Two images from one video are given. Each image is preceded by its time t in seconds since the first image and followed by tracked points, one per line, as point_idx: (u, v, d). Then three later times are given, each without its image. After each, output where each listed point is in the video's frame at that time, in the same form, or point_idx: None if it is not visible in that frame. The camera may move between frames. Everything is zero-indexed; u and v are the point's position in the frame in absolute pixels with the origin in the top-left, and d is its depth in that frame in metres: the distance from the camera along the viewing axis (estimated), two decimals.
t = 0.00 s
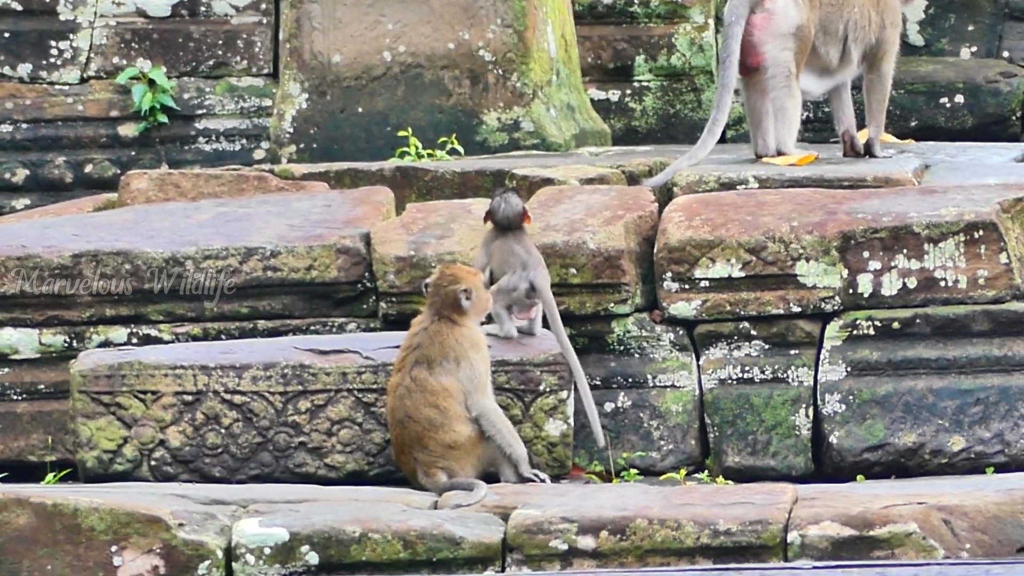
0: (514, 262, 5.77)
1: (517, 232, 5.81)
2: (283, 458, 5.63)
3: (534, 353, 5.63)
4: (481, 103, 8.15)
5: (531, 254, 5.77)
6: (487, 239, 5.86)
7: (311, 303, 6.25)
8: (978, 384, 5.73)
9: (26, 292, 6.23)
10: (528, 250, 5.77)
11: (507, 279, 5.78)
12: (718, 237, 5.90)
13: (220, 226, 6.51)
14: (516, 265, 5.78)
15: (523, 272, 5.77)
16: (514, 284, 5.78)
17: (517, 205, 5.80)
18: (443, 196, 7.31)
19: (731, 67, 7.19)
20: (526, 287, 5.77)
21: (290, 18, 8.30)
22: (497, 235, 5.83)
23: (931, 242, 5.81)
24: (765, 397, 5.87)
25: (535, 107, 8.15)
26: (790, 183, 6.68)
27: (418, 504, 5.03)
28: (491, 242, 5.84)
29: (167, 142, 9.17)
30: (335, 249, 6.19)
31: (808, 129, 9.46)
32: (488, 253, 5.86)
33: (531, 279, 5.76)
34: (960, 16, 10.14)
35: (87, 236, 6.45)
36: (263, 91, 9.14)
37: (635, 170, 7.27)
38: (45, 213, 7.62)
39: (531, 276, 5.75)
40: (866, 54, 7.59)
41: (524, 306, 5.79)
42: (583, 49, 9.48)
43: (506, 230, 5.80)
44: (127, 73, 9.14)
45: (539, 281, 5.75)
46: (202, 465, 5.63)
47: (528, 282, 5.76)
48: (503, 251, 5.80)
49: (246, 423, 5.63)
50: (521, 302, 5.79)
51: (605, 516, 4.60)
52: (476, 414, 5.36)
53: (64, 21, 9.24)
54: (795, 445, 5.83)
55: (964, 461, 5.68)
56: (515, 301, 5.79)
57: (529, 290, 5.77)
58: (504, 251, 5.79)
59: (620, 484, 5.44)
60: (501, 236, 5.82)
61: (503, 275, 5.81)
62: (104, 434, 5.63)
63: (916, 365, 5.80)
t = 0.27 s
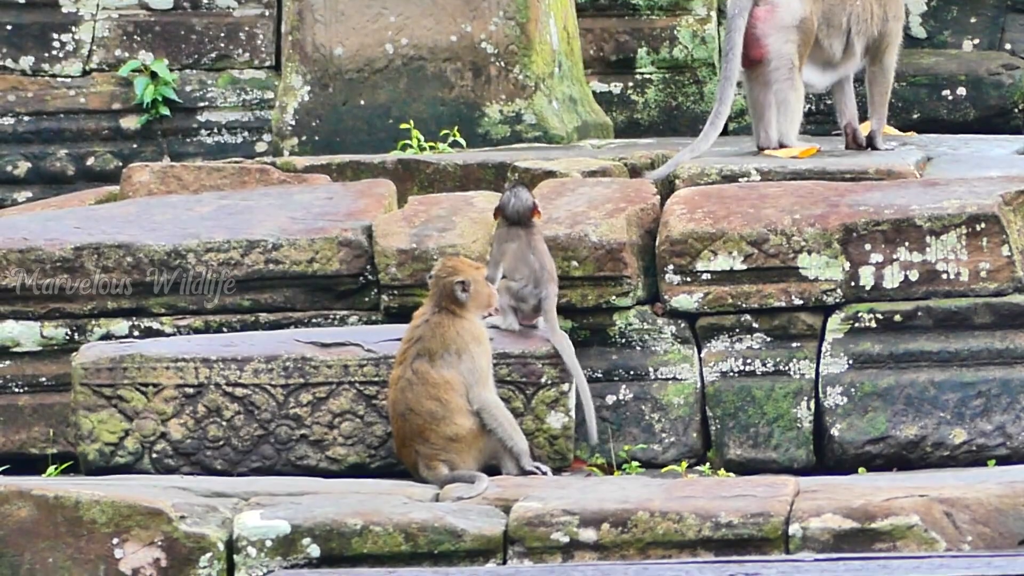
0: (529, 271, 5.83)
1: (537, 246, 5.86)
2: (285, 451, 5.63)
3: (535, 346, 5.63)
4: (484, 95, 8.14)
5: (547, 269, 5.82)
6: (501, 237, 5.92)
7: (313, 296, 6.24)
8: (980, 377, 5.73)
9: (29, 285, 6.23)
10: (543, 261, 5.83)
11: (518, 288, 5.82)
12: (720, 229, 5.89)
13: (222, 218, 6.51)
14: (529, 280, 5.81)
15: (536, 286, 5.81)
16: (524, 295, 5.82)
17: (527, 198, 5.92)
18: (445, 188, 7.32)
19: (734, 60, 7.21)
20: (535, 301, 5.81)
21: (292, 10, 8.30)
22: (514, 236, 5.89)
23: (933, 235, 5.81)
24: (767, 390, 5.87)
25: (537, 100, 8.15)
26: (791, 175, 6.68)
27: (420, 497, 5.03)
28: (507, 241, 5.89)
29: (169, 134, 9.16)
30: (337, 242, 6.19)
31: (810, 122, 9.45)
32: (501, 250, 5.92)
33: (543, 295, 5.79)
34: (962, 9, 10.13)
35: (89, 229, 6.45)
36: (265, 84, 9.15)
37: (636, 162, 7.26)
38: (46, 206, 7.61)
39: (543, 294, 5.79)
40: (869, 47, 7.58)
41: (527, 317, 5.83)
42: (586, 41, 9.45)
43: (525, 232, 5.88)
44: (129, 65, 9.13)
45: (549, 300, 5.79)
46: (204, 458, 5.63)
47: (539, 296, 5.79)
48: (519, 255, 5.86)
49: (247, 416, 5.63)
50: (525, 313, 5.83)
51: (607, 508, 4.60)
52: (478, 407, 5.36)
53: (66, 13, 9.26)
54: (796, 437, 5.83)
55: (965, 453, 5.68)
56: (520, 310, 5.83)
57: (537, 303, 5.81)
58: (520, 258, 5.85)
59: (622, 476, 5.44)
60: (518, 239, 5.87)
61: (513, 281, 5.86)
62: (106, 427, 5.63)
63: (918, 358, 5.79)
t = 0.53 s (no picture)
0: (534, 269, 5.83)
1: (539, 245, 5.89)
2: (284, 443, 5.62)
3: (534, 338, 5.63)
4: (482, 87, 8.14)
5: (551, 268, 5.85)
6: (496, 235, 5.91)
7: (312, 288, 6.25)
8: (979, 369, 5.73)
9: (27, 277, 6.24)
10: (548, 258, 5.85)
11: (523, 285, 5.82)
12: (719, 221, 5.89)
13: (220, 210, 6.51)
14: (537, 278, 5.82)
15: (541, 283, 5.82)
16: (529, 292, 5.82)
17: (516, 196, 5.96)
18: (443, 181, 7.31)
19: (733, 54, 7.22)
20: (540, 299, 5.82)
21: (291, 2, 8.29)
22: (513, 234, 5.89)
23: (932, 227, 5.81)
24: (766, 381, 5.87)
25: (536, 92, 8.14)
26: (790, 167, 6.68)
27: (419, 489, 5.03)
28: (509, 239, 5.89)
29: (168, 126, 9.17)
30: (336, 234, 6.18)
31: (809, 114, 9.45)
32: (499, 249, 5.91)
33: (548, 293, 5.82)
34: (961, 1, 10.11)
35: (88, 221, 6.45)
36: (265, 76, 9.15)
37: (635, 154, 7.26)
38: (45, 198, 7.61)
39: (549, 292, 5.81)
40: (868, 39, 7.57)
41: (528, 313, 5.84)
42: (584, 33, 9.48)
43: (525, 229, 5.90)
44: (128, 58, 9.13)
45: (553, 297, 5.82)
46: (203, 450, 5.63)
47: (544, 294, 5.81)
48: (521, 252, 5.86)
49: (247, 408, 5.64)
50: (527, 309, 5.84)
51: (607, 501, 4.61)
52: (476, 399, 5.37)
53: (65, 6, 9.23)
54: (795, 429, 5.83)
55: (964, 445, 5.69)
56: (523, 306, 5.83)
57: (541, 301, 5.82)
58: (525, 255, 5.86)
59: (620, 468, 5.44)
60: (520, 236, 5.88)
61: (515, 277, 5.84)
62: (105, 419, 5.64)
63: (917, 350, 5.79)
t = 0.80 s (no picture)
0: (534, 254, 5.84)
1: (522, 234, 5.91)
2: (283, 435, 5.63)
3: (533, 330, 5.62)
4: (480, 80, 8.13)
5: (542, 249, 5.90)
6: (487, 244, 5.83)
7: (311, 281, 6.25)
8: (977, 361, 5.73)
9: (25, 269, 6.24)
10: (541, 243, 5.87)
11: (530, 270, 5.82)
12: (717, 214, 5.89)
13: (219, 203, 6.50)
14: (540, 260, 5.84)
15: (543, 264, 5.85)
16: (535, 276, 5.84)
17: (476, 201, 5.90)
18: (442, 173, 7.31)
19: (732, 46, 7.20)
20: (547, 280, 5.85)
21: None
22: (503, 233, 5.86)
23: (930, 219, 5.80)
24: (765, 374, 5.87)
25: (534, 85, 8.14)
26: (788, 160, 6.67)
27: (417, 482, 5.03)
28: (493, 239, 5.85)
29: (166, 119, 9.16)
30: (334, 226, 6.17)
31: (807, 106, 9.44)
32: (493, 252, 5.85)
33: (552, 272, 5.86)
34: None
35: (86, 213, 6.44)
36: (262, 69, 9.10)
37: (634, 147, 7.26)
38: (44, 190, 7.60)
39: (554, 271, 5.86)
40: (867, 32, 7.56)
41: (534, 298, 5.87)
42: (583, 26, 9.46)
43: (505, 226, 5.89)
44: (126, 50, 9.12)
45: (558, 277, 5.88)
46: (201, 443, 5.63)
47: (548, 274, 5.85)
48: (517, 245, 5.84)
49: (245, 400, 5.63)
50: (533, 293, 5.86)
51: (604, 493, 4.61)
52: (475, 391, 5.36)
53: None
54: (793, 422, 5.83)
55: (962, 438, 5.68)
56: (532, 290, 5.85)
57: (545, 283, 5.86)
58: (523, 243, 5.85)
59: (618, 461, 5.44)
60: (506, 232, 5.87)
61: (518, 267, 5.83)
62: (102, 411, 5.64)
63: (915, 342, 5.80)
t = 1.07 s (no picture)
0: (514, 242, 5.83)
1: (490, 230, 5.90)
2: (283, 430, 5.63)
3: (534, 325, 5.62)
4: (482, 75, 8.13)
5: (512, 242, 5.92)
6: (465, 236, 5.78)
7: (312, 276, 6.24)
8: (979, 356, 5.73)
9: (26, 264, 6.24)
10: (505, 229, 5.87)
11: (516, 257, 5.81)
12: (718, 209, 5.89)
13: (220, 197, 6.51)
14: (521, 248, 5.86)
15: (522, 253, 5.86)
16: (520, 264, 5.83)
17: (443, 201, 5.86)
18: (444, 167, 7.31)
19: (733, 41, 7.16)
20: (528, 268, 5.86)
21: None
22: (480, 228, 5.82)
23: (931, 214, 5.80)
24: (766, 368, 5.87)
25: (536, 79, 8.13)
26: (789, 154, 6.67)
27: (418, 476, 5.04)
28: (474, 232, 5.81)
29: (168, 114, 9.15)
30: (336, 221, 6.17)
31: (808, 100, 9.44)
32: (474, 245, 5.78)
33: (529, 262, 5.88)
34: None
35: (88, 208, 6.44)
36: (264, 63, 9.11)
37: (635, 142, 7.26)
38: (46, 185, 7.61)
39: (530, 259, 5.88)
40: (868, 27, 7.55)
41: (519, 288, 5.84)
42: (584, 21, 9.48)
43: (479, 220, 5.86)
44: (127, 45, 9.12)
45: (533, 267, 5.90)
46: (202, 438, 5.63)
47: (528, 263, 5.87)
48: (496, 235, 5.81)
49: (246, 395, 5.64)
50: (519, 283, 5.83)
51: (606, 488, 4.61)
52: (475, 386, 5.36)
53: None
54: (795, 416, 5.83)
55: (964, 433, 5.68)
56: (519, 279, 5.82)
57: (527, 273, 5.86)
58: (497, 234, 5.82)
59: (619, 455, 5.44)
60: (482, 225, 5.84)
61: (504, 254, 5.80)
62: (104, 406, 5.64)
63: (917, 337, 5.80)
